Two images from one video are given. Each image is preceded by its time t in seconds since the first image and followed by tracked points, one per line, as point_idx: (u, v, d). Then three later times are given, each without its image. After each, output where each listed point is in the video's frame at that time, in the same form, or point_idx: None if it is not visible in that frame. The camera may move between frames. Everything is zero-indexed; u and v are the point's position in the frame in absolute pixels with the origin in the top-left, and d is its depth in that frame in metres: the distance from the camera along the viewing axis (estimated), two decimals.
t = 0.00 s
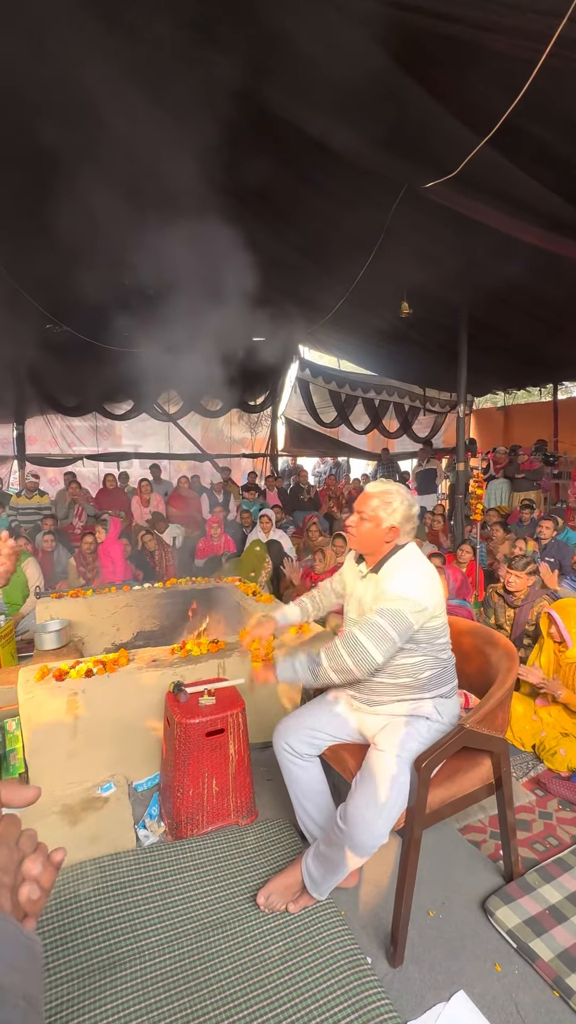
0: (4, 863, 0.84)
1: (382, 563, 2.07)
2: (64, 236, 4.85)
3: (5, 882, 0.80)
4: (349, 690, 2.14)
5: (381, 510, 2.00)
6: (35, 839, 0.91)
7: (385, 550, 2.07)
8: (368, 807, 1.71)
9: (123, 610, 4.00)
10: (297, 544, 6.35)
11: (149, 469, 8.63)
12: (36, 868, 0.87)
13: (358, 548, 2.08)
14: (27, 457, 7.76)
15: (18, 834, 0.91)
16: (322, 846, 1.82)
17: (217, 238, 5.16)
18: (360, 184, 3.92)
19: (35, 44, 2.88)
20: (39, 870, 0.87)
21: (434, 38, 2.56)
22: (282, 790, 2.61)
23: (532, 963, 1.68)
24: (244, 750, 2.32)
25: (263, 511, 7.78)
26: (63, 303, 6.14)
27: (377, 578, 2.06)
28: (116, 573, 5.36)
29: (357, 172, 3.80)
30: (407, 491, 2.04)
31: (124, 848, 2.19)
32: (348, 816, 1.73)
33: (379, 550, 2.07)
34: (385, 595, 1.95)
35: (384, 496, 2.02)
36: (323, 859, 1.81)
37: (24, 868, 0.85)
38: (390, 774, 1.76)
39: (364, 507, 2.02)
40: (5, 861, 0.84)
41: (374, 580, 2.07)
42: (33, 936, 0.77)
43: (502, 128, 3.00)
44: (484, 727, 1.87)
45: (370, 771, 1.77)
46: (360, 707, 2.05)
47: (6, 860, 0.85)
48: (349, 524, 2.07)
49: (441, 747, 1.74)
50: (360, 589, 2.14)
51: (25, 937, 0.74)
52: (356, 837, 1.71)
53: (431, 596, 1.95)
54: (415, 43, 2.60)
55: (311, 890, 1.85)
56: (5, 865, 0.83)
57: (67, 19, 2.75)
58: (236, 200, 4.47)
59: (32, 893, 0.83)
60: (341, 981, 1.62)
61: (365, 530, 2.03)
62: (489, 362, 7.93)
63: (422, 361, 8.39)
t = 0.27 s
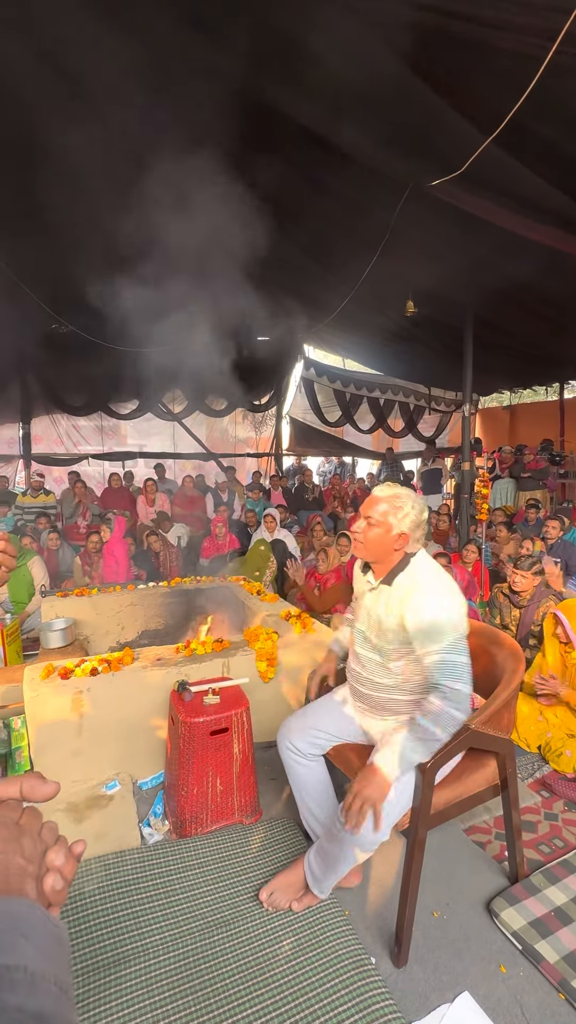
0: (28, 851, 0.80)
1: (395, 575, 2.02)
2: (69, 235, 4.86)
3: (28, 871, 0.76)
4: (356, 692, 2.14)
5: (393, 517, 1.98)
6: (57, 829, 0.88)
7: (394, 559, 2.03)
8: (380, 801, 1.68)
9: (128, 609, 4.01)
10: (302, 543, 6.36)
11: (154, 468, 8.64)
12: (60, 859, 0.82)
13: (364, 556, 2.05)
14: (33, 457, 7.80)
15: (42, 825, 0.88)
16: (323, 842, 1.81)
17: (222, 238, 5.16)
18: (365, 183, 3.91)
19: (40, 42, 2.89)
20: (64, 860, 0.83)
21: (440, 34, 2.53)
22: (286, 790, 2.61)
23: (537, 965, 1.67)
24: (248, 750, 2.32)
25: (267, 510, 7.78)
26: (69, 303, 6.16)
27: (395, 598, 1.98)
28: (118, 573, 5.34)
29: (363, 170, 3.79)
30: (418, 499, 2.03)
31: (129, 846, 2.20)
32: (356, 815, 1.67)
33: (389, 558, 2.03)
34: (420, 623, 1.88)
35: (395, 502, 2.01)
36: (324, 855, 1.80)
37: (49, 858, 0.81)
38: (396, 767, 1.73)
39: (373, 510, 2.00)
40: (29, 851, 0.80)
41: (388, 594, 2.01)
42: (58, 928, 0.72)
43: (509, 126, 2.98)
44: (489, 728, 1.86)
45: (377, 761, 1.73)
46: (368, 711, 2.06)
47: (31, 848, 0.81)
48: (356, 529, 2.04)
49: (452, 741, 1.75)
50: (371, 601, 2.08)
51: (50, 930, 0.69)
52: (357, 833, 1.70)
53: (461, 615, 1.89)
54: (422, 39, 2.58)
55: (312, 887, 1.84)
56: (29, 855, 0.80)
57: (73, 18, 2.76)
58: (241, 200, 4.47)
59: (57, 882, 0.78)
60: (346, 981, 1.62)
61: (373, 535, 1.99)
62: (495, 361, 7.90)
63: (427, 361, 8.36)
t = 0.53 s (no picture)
0: (37, 841, 0.81)
1: (425, 591, 1.86)
2: (74, 235, 4.87)
3: (38, 861, 0.77)
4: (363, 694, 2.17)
5: (413, 527, 1.83)
6: (66, 819, 0.89)
7: (418, 572, 1.88)
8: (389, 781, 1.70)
9: (132, 608, 4.02)
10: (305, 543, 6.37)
11: (157, 468, 8.65)
12: (69, 849, 0.83)
13: (386, 573, 1.87)
14: (37, 457, 7.81)
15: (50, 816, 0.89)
16: (324, 840, 1.81)
17: (226, 238, 5.17)
18: (369, 182, 3.91)
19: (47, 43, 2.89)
20: (72, 851, 0.84)
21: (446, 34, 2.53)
22: (289, 790, 2.61)
23: (541, 968, 1.66)
24: (251, 750, 2.32)
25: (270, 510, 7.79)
26: (73, 302, 6.18)
27: (426, 618, 1.83)
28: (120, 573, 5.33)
29: (367, 170, 3.79)
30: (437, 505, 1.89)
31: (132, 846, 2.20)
32: (363, 792, 1.69)
33: (413, 572, 1.87)
34: (456, 641, 1.75)
35: (413, 512, 1.86)
36: (325, 852, 1.80)
37: (57, 849, 0.83)
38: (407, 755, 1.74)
39: (392, 524, 1.83)
40: (37, 841, 0.81)
41: (418, 613, 1.85)
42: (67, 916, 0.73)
43: (514, 125, 2.97)
44: (493, 728, 1.86)
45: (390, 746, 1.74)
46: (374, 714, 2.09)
47: (39, 838, 0.82)
48: (374, 544, 1.86)
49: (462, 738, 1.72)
50: (396, 617, 1.93)
51: (60, 918, 0.70)
52: (358, 830, 1.69)
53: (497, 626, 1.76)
54: (428, 38, 2.57)
55: (313, 886, 1.84)
56: (38, 845, 0.80)
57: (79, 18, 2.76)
58: (245, 199, 4.47)
59: (65, 874, 0.80)
60: (348, 982, 1.61)
61: (395, 550, 1.82)
62: (499, 361, 7.88)
63: (431, 361, 8.35)
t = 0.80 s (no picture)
0: (46, 837, 0.80)
1: (454, 600, 1.86)
2: (79, 235, 4.90)
3: (46, 858, 0.77)
4: (367, 694, 2.18)
5: (449, 535, 1.82)
6: (75, 816, 0.88)
7: (448, 580, 1.89)
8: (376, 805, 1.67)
9: (135, 608, 4.03)
10: (308, 543, 6.39)
11: (161, 468, 8.67)
12: (77, 846, 0.82)
13: (417, 578, 1.89)
14: (42, 457, 7.86)
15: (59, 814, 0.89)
16: (326, 843, 1.81)
17: (230, 238, 5.17)
18: (373, 182, 3.91)
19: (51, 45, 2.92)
20: (81, 848, 0.83)
21: (448, 34, 2.53)
22: (291, 791, 2.60)
23: (545, 973, 1.65)
24: (254, 751, 2.32)
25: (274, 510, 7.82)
26: (78, 302, 6.21)
27: (452, 627, 1.84)
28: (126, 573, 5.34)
29: (371, 170, 3.79)
30: (477, 514, 1.87)
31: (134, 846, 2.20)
32: (349, 818, 1.66)
33: (444, 579, 1.88)
34: (474, 653, 1.75)
35: (449, 519, 1.85)
36: (327, 856, 1.79)
37: (66, 845, 0.82)
38: (397, 777, 1.71)
39: (427, 531, 1.84)
40: (47, 837, 0.80)
41: (443, 622, 1.86)
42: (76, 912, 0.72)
43: (518, 125, 2.96)
44: (496, 730, 1.85)
45: (376, 769, 1.71)
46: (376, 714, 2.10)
47: (49, 834, 0.82)
48: (408, 549, 1.88)
49: (446, 759, 1.66)
50: (418, 624, 1.95)
51: (68, 914, 0.70)
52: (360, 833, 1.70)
53: (519, 646, 1.76)
54: (430, 38, 2.57)
55: (316, 888, 1.83)
56: (47, 841, 0.80)
57: (82, 20, 2.78)
58: (249, 200, 4.47)
59: (74, 872, 0.79)
60: (351, 986, 1.60)
61: (428, 556, 1.83)
62: (504, 362, 7.86)
63: (435, 361, 8.33)
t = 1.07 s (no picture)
0: (57, 860, 0.79)
1: (469, 602, 1.88)
2: (81, 235, 4.91)
3: (57, 883, 0.76)
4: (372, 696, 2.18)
5: (468, 536, 1.82)
6: (86, 839, 0.86)
7: (465, 581, 1.89)
8: (379, 807, 1.67)
9: (137, 609, 4.02)
10: (310, 544, 6.38)
11: (163, 469, 8.65)
12: (88, 872, 0.81)
13: (434, 578, 1.89)
14: (44, 457, 7.86)
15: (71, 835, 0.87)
16: (330, 847, 1.80)
17: (232, 240, 5.18)
18: (376, 184, 3.91)
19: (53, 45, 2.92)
20: (92, 874, 0.82)
21: (451, 35, 2.52)
22: (293, 794, 2.60)
23: (549, 978, 1.64)
24: (256, 753, 2.32)
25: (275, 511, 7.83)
26: (80, 302, 6.21)
27: (465, 628, 1.86)
28: (131, 572, 5.40)
29: (373, 171, 3.79)
30: (497, 517, 1.86)
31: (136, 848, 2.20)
32: (351, 820, 1.66)
33: (461, 580, 1.89)
34: (487, 654, 1.76)
35: (469, 520, 1.85)
36: (330, 860, 1.78)
37: (77, 870, 0.80)
38: (401, 779, 1.70)
39: (448, 531, 1.83)
40: (58, 861, 0.79)
41: (457, 623, 1.88)
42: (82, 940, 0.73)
43: (520, 127, 2.95)
44: (501, 734, 1.85)
45: (380, 771, 1.70)
46: (380, 717, 2.09)
47: (60, 859, 0.80)
48: (427, 548, 1.88)
49: (453, 758, 1.66)
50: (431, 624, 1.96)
51: (76, 943, 0.71)
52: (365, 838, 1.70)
53: (531, 650, 1.78)
54: (433, 40, 2.57)
55: (318, 892, 1.83)
56: (59, 865, 0.79)
57: (85, 20, 2.78)
58: (252, 201, 4.48)
59: (84, 898, 0.77)
60: (353, 990, 1.60)
61: (447, 557, 1.83)
62: (506, 363, 7.86)
63: (437, 363, 8.33)
